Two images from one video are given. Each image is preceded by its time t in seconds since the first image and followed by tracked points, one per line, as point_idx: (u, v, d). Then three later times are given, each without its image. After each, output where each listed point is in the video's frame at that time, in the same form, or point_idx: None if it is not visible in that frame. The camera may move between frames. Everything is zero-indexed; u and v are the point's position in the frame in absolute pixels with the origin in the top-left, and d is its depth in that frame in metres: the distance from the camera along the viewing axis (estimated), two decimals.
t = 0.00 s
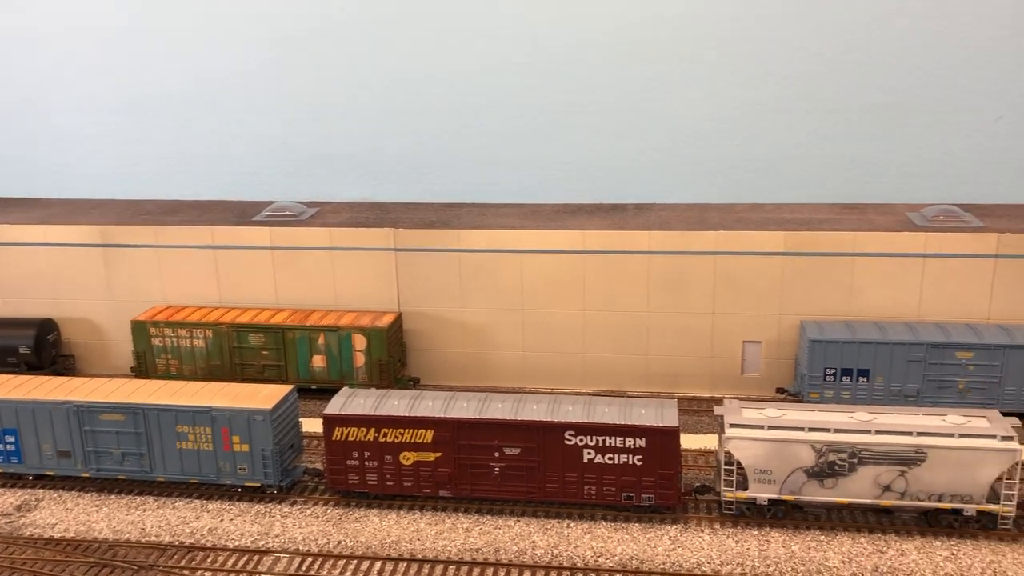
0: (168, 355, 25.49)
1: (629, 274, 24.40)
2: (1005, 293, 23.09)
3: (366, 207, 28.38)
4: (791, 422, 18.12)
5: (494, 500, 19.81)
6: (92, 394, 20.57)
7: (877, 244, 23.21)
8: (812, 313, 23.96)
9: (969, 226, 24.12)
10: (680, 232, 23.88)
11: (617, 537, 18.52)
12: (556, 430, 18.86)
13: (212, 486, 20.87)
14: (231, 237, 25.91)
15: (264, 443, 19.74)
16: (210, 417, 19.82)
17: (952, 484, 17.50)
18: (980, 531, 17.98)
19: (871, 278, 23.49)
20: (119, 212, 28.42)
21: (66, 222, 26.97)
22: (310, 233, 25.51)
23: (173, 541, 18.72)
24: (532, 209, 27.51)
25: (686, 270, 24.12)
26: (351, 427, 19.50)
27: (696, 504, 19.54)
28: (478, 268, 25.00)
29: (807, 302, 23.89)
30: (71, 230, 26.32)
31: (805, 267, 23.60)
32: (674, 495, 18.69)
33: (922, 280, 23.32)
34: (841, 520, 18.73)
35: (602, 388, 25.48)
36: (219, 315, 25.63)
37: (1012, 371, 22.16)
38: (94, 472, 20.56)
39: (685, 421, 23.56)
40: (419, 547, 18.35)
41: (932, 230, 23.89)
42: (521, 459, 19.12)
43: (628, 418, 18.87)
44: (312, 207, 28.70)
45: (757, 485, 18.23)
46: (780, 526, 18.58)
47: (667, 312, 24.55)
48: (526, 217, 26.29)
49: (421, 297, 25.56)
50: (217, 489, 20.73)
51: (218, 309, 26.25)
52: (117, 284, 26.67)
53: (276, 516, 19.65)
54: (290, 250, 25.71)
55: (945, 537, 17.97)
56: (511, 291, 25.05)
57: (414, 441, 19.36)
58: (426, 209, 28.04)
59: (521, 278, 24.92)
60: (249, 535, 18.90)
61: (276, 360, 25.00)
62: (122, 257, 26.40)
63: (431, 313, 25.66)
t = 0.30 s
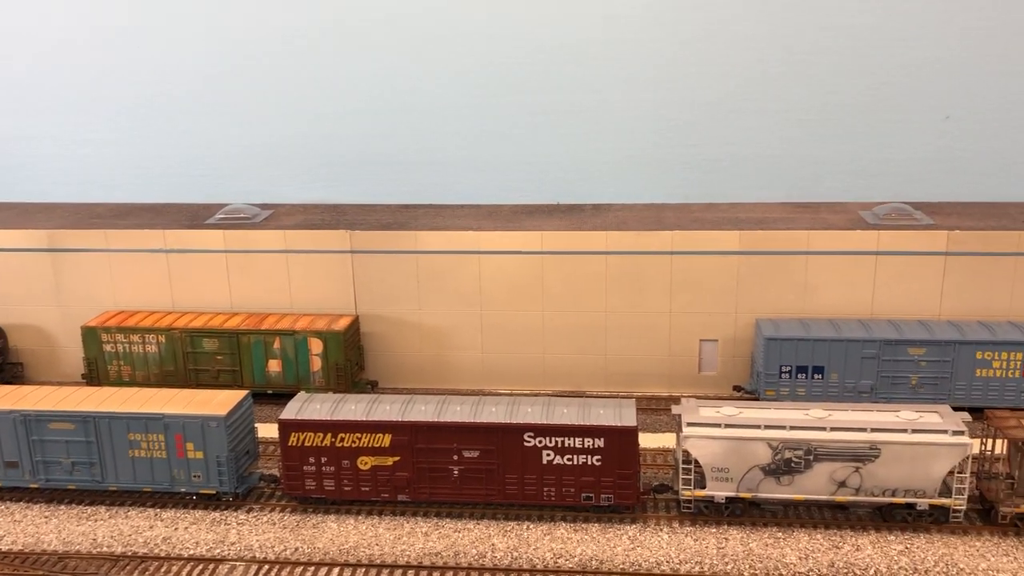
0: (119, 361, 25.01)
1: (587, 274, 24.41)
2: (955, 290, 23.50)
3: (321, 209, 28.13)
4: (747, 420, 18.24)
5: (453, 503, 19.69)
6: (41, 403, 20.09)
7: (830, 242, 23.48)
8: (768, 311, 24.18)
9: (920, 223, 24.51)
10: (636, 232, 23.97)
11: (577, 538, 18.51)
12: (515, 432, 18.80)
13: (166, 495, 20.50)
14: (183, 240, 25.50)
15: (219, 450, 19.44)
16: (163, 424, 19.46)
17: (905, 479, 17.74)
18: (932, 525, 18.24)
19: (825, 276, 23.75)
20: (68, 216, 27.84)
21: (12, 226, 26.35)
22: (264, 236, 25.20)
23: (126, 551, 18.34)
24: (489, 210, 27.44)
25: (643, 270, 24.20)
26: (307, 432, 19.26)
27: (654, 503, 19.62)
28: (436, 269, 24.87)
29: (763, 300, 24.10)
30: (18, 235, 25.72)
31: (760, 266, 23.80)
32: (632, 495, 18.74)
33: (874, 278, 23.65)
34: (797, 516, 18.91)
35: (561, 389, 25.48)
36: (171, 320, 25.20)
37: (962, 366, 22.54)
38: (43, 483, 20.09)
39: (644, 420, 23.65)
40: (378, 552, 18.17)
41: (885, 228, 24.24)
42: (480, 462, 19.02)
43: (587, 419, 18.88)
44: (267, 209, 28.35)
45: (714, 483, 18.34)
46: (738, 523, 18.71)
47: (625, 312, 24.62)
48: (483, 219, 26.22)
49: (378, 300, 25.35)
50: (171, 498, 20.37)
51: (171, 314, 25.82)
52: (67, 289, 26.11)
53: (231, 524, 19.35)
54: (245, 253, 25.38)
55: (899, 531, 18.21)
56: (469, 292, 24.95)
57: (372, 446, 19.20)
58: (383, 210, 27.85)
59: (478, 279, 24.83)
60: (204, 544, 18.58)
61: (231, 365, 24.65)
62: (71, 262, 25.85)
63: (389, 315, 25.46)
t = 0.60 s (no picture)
0: (94, 364, 24.75)
1: (565, 274, 24.43)
2: (930, 289, 23.73)
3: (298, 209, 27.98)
4: (726, 419, 18.32)
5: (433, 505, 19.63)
6: (13, 406, 19.84)
7: (807, 242, 23.62)
8: (745, 311, 24.30)
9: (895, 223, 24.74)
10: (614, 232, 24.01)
11: (557, 538, 18.51)
12: (494, 433, 18.78)
13: (142, 498, 20.31)
14: (158, 241, 25.27)
15: (196, 453, 19.28)
16: (139, 427, 19.27)
17: (881, 477, 17.88)
18: (908, 522, 18.39)
19: (802, 276, 23.91)
20: (41, 217, 27.53)
21: None
22: (241, 237, 25.03)
23: (101, 556, 18.14)
24: (467, 210, 27.40)
25: (621, 270, 24.25)
26: (285, 434, 19.14)
27: (634, 503, 19.67)
28: (414, 270, 24.79)
29: (740, 300, 24.22)
30: None
31: (738, 266, 23.91)
32: (612, 494, 18.76)
33: (850, 277, 23.83)
34: (775, 515, 19.01)
35: (540, 389, 25.49)
36: (147, 321, 24.97)
37: (937, 365, 22.75)
38: (16, 487, 19.83)
39: (623, 420, 23.70)
40: (356, 554, 18.08)
41: (860, 227, 24.44)
42: (460, 463, 18.97)
43: (565, 419, 18.90)
44: (243, 210, 28.16)
45: (693, 482, 18.40)
46: (716, 522, 18.79)
47: (603, 312, 24.66)
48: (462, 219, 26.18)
49: (356, 300, 25.24)
50: (147, 501, 20.18)
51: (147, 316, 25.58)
52: (40, 291, 25.81)
53: (208, 527, 19.19)
54: (221, 254, 25.19)
55: (876, 529, 18.36)
56: (448, 293, 24.90)
57: (350, 448, 19.11)
58: (361, 210, 27.73)
59: (457, 280, 24.77)
60: (180, 548, 18.41)
61: (208, 367, 24.45)
62: (44, 264, 25.55)
63: (367, 316, 25.37)
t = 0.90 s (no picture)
0: (83, 364, 24.62)
1: (556, 274, 24.42)
2: (920, 289, 23.81)
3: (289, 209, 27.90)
4: (717, 419, 18.33)
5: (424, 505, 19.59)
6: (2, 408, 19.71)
7: (798, 242, 23.66)
8: (736, 311, 24.34)
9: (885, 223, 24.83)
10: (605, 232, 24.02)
11: (548, 538, 18.49)
12: (485, 433, 18.75)
13: (131, 500, 20.21)
14: (148, 241, 25.15)
15: (186, 454, 19.19)
16: (128, 428, 19.17)
17: (872, 477, 17.92)
18: (899, 521, 18.43)
19: (793, 276, 23.96)
20: (30, 217, 27.38)
21: None
22: (231, 236, 24.95)
23: (90, 558, 18.04)
24: (458, 210, 27.37)
25: (613, 270, 24.26)
26: (276, 435, 19.08)
27: (625, 503, 19.67)
28: (405, 270, 24.74)
29: (731, 300, 24.25)
30: None
31: (729, 266, 23.94)
32: (603, 494, 18.76)
33: (841, 277, 23.89)
34: (766, 515, 19.03)
35: (531, 389, 25.47)
36: (137, 322, 24.86)
37: (927, 364, 22.82)
38: (5, 489, 19.71)
39: (614, 420, 23.71)
40: (348, 555, 18.04)
41: (850, 227, 24.51)
42: (451, 463, 18.93)
43: (557, 419, 18.88)
44: (234, 209, 28.07)
45: (684, 482, 18.41)
46: (708, 522, 18.80)
47: (594, 312, 24.66)
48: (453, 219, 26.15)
49: (347, 300, 25.18)
50: (137, 503, 20.08)
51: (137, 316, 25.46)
52: (29, 292, 25.66)
53: (199, 528, 19.11)
54: (211, 253, 25.10)
55: (866, 528, 18.40)
56: (439, 293, 24.86)
57: (341, 448, 19.05)
58: (352, 210, 27.68)
59: (448, 280, 24.74)
60: (171, 549, 18.32)
61: (198, 368, 24.35)
62: (33, 264, 25.41)
63: (358, 317, 25.30)
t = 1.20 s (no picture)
0: (79, 364, 24.60)
1: (552, 274, 24.44)
2: (914, 288, 23.86)
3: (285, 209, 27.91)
4: (712, 418, 18.38)
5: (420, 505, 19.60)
6: None
7: (793, 242, 23.70)
8: (731, 310, 24.39)
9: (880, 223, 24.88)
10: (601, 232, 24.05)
11: (544, 538, 18.52)
12: (481, 433, 18.77)
13: (127, 499, 20.21)
14: (144, 241, 25.14)
15: (181, 453, 19.20)
16: (124, 428, 19.16)
17: (866, 476, 17.97)
18: (894, 520, 18.48)
19: (789, 275, 24.00)
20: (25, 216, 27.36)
21: None
22: (227, 236, 24.94)
23: (86, 558, 18.04)
24: (454, 210, 27.39)
25: (609, 269, 24.28)
26: (272, 434, 19.09)
27: (621, 502, 19.70)
28: (401, 269, 24.74)
29: (727, 300, 24.29)
30: None
31: (724, 266, 23.98)
32: (599, 494, 18.78)
33: (836, 277, 23.93)
34: (761, 514, 19.07)
35: (527, 389, 25.49)
36: (132, 321, 24.85)
37: (922, 364, 22.88)
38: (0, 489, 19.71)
39: (610, 419, 23.75)
40: (343, 555, 18.04)
41: (845, 227, 24.56)
42: (447, 462, 18.95)
43: (552, 419, 18.91)
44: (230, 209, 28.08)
45: (679, 482, 18.44)
46: (703, 521, 18.84)
47: (590, 312, 24.69)
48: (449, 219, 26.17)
49: (343, 300, 25.19)
50: (133, 502, 20.09)
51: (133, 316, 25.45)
52: (24, 291, 25.64)
53: (194, 528, 19.11)
54: (207, 253, 25.09)
55: (861, 528, 18.45)
56: (435, 292, 24.88)
57: (337, 448, 19.06)
58: (347, 210, 27.69)
59: (444, 280, 24.75)
60: (166, 549, 18.32)
61: (193, 367, 24.35)
62: (28, 264, 25.38)
63: (354, 316, 25.31)
